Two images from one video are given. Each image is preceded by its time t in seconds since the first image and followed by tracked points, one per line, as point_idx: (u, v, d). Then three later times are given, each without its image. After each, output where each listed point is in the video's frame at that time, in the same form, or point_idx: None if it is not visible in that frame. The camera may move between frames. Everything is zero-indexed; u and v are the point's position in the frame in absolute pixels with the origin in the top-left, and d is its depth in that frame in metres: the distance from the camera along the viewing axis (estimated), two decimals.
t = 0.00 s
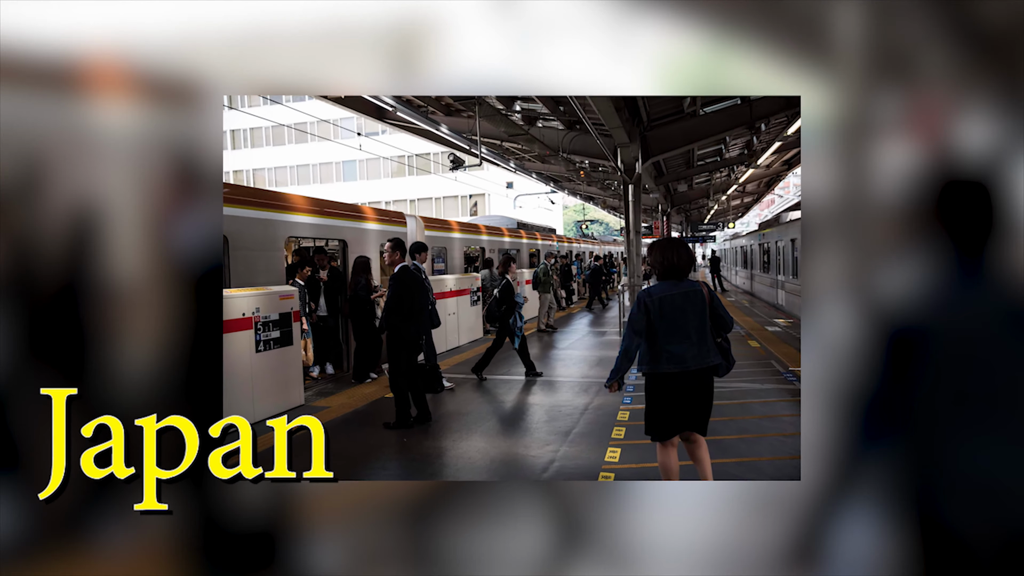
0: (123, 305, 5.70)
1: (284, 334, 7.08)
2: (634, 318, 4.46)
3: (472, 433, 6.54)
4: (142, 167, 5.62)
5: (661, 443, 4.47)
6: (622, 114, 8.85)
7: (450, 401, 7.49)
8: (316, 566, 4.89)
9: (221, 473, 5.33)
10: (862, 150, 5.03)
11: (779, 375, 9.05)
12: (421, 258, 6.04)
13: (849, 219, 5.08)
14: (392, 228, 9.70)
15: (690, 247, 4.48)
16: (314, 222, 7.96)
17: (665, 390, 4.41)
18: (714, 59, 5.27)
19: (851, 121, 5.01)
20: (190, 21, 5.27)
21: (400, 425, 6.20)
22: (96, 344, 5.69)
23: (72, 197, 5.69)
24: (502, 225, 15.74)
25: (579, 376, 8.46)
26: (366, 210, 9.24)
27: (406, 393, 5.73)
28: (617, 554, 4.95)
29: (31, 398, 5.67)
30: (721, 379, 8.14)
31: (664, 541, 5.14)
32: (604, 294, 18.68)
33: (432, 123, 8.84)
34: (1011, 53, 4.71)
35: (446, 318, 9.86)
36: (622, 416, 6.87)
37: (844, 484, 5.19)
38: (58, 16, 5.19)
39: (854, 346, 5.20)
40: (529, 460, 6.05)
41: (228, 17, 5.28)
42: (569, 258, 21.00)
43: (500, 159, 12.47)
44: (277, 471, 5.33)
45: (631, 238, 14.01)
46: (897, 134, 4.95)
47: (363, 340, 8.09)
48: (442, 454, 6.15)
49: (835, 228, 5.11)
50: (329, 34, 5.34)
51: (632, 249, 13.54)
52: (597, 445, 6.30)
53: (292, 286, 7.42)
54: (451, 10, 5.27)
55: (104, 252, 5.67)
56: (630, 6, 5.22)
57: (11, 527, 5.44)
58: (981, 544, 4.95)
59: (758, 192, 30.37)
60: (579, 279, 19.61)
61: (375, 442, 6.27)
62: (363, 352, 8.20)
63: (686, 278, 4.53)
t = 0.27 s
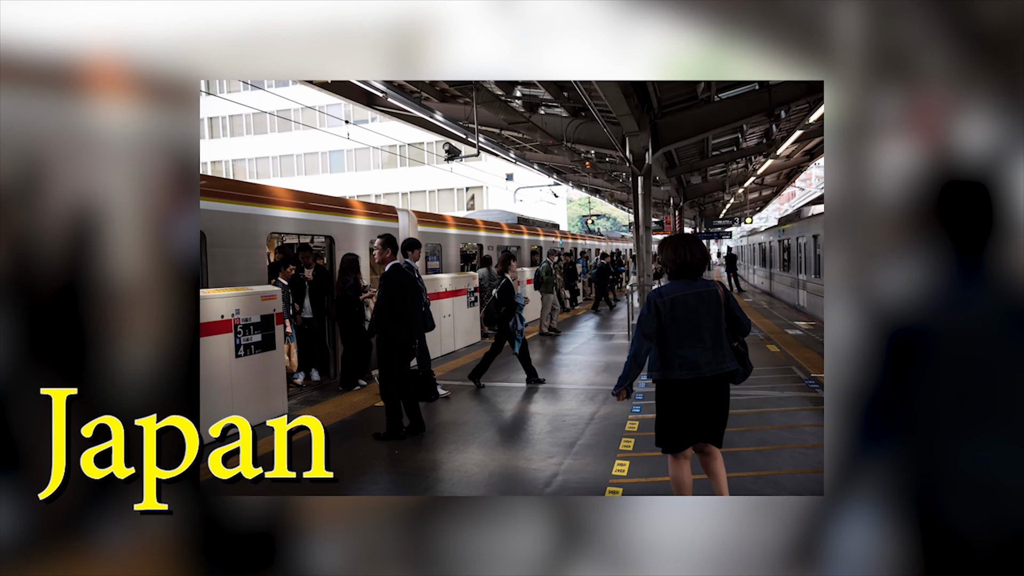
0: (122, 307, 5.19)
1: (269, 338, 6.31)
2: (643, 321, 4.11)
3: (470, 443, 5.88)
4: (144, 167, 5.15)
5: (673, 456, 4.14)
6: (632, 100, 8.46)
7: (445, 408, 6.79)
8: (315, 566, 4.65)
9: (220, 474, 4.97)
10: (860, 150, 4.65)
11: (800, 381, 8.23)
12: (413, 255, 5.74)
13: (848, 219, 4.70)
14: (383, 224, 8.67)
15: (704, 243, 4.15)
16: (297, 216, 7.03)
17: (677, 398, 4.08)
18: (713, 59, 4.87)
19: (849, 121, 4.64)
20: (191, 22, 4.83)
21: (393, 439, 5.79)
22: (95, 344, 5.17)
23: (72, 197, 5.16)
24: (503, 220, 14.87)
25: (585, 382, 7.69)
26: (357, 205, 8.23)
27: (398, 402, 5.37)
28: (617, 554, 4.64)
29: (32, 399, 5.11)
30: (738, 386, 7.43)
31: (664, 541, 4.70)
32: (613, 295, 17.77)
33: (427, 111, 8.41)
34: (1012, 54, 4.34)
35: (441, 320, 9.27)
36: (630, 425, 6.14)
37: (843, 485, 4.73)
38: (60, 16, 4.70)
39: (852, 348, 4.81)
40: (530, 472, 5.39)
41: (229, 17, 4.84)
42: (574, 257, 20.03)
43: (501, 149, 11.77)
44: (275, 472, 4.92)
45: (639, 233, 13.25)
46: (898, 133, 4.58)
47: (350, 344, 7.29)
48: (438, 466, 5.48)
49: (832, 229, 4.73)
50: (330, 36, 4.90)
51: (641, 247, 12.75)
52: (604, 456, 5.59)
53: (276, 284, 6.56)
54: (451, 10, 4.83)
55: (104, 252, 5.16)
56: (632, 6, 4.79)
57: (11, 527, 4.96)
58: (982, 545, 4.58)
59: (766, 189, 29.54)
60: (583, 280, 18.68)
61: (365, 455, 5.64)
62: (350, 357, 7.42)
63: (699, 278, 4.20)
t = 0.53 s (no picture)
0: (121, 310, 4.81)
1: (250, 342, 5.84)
2: (653, 323, 3.84)
3: (467, 455, 5.38)
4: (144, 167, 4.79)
5: (685, 468, 3.85)
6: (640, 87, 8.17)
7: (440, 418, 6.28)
8: (314, 568, 4.25)
9: (221, 474, 4.52)
10: (856, 152, 4.33)
11: (822, 387, 7.59)
12: (406, 253, 5.44)
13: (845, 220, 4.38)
14: (374, 221, 8.10)
15: (719, 241, 3.87)
16: (281, 212, 6.47)
17: (689, 406, 3.80)
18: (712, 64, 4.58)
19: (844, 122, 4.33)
20: (190, 21, 4.52)
21: (383, 451, 5.39)
22: (95, 344, 4.74)
23: (71, 197, 4.76)
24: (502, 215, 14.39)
25: (590, 389, 7.16)
26: (346, 200, 7.64)
27: (390, 410, 5.06)
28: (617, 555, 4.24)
29: (32, 399, 4.71)
30: (755, 394, 6.88)
31: (664, 541, 4.30)
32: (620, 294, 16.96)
33: (420, 97, 8.05)
34: (1012, 54, 4.01)
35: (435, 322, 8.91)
36: (639, 436, 5.63)
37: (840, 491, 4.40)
38: (58, 15, 4.39)
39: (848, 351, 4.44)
40: (532, 485, 4.89)
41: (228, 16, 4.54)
42: (579, 255, 19.33)
43: (498, 138, 11.07)
44: (275, 472, 4.53)
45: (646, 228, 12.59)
46: (897, 134, 4.26)
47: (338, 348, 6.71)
48: (432, 479, 4.97)
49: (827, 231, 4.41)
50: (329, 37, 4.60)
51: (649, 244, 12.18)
52: (610, 469, 5.06)
53: (256, 284, 6.20)
54: (451, 10, 4.51)
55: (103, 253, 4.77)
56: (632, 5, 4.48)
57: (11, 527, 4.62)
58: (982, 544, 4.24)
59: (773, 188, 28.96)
60: (589, 278, 17.89)
61: (355, 467, 5.16)
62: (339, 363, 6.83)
63: (713, 277, 3.91)
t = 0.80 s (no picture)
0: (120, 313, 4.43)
1: (232, 345, 5.30)
2: (663, 326, 3.57)
3: (464, 467, 4.87)
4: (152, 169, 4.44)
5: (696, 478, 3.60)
6: (647, 74, 7.92)
7: (434, 427, 5.76)
8: (314, 570, 3.88)
9: (220, 474, 4.17)
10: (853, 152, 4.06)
11: (843, 395, 6.97)
12: (398, 250, 5.18)
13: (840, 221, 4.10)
14: (364, 216, 7.57)
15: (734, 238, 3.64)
16: (266, 206, 6.02)
17: (704, 413, 3.55)
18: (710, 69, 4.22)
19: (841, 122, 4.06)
20: (191, 22, 4.13)
21: (375, 462, 4.92)
22: (95, 344, 4.32)
23: (71, 197, 4.36)
24: (502, 210, 13.33)
25: (594, 397, 6.67)
26: (335, 193, 7.14)
27: (381, 419, 4.80)
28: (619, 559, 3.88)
29: (32, 399, 4.22)
30: (771, 403, 6.35)
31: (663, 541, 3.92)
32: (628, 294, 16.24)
33: (414, 84, 7.72)
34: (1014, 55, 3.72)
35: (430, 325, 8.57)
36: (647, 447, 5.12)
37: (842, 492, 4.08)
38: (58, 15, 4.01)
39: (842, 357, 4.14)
40: (533, 501, 4.39)
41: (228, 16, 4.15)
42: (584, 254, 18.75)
43: (495, 126, 10.62)
44: (275, 472, 4.20)
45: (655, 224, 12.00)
46: (896, 136, 3.99)
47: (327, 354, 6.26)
48: (425, 493, 4.48)
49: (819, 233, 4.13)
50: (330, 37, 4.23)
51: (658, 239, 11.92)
52: (617, 484, 4.54)
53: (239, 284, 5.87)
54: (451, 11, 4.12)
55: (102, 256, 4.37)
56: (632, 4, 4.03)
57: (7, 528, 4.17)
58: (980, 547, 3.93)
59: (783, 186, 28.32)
60: (595, 278, 17.01)
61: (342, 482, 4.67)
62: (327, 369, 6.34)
63: (727, 277, 3.66)
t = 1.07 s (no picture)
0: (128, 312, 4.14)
1: (215, 349, 5.04)
2: (673, 328, 3.36)
3: (460, 478, 4.52)
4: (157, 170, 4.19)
5: (708, 491, 3.37)
6: (656, 60, 7.71)
7: (429, 436, 5.41)
8: None
9: (221, 474, 4.04)
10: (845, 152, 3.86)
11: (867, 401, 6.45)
12: (391, 248, 4.96)
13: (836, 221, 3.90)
14: (354, 212, 7.17)
15: (748, 235, 3.42)
16: (250, 201, 5.73)
17: (716, 420, 3.33)
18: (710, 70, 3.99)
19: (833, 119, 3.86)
20: (191, 22, 3.92)
21: (364, 473, 4.54)
22: (94, 344, 4.08)
23: (71, 197, 4.15)
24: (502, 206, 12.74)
25: (600, 404, 6.34)
26: (324, 187, 6.78)
27: (373, 428, 4.54)
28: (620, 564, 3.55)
29: (33, 399, 4.03)
30: (789, 411, 5.98)
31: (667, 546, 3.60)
32: (635, 295, 15.71)
33: (409, 73, 7.49)
34: (1014, 53, 3.59)
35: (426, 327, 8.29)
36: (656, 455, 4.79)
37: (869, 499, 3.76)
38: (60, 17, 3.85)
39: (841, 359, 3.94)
40: (536, 511, 4.07)
41: (229, 18, 3.92)
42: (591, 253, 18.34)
43: (494, 116, 10.24)
44: (275, 472, 3.98)
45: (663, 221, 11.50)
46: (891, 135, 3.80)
47: (317, 360, 6.03)
48: (421, 504, 4.14)
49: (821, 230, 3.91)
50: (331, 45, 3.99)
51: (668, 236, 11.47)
52: (624, 496, 4.19)
53: (222, 284, 5.58)
54: (451, 10, 3.90)
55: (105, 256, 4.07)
56: (630, 3, 3.82)
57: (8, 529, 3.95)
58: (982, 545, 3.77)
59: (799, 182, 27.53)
60: (600, 277, 16.47)
61: (331, 493, 4.33)
62: (315, 376, 6.08)
63: (740, 277, 3.44)
